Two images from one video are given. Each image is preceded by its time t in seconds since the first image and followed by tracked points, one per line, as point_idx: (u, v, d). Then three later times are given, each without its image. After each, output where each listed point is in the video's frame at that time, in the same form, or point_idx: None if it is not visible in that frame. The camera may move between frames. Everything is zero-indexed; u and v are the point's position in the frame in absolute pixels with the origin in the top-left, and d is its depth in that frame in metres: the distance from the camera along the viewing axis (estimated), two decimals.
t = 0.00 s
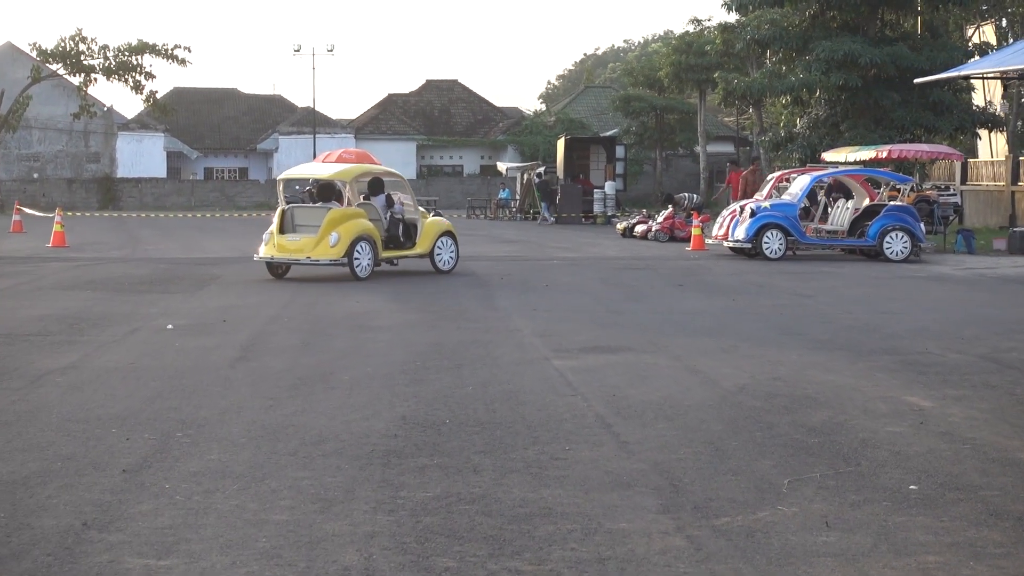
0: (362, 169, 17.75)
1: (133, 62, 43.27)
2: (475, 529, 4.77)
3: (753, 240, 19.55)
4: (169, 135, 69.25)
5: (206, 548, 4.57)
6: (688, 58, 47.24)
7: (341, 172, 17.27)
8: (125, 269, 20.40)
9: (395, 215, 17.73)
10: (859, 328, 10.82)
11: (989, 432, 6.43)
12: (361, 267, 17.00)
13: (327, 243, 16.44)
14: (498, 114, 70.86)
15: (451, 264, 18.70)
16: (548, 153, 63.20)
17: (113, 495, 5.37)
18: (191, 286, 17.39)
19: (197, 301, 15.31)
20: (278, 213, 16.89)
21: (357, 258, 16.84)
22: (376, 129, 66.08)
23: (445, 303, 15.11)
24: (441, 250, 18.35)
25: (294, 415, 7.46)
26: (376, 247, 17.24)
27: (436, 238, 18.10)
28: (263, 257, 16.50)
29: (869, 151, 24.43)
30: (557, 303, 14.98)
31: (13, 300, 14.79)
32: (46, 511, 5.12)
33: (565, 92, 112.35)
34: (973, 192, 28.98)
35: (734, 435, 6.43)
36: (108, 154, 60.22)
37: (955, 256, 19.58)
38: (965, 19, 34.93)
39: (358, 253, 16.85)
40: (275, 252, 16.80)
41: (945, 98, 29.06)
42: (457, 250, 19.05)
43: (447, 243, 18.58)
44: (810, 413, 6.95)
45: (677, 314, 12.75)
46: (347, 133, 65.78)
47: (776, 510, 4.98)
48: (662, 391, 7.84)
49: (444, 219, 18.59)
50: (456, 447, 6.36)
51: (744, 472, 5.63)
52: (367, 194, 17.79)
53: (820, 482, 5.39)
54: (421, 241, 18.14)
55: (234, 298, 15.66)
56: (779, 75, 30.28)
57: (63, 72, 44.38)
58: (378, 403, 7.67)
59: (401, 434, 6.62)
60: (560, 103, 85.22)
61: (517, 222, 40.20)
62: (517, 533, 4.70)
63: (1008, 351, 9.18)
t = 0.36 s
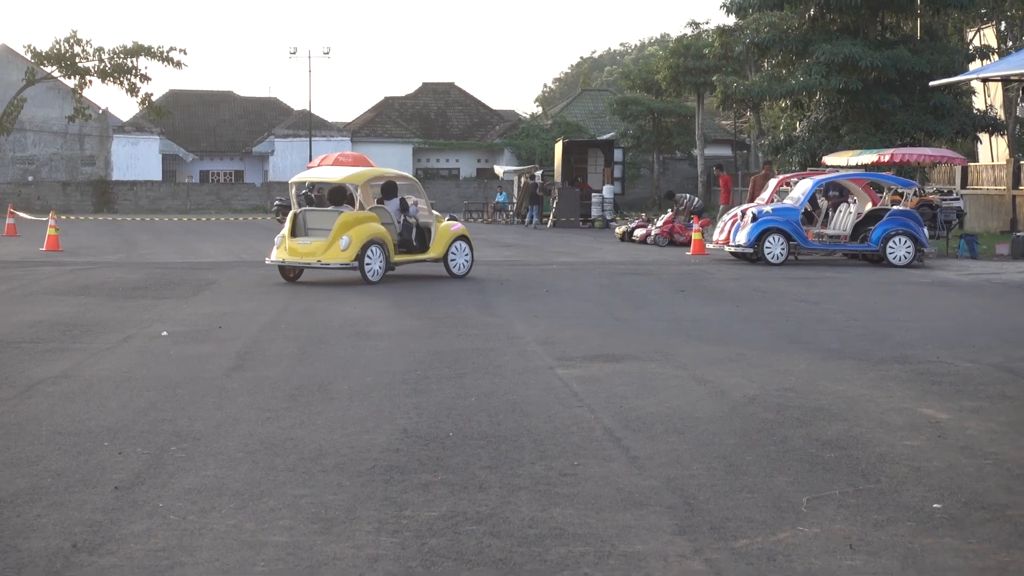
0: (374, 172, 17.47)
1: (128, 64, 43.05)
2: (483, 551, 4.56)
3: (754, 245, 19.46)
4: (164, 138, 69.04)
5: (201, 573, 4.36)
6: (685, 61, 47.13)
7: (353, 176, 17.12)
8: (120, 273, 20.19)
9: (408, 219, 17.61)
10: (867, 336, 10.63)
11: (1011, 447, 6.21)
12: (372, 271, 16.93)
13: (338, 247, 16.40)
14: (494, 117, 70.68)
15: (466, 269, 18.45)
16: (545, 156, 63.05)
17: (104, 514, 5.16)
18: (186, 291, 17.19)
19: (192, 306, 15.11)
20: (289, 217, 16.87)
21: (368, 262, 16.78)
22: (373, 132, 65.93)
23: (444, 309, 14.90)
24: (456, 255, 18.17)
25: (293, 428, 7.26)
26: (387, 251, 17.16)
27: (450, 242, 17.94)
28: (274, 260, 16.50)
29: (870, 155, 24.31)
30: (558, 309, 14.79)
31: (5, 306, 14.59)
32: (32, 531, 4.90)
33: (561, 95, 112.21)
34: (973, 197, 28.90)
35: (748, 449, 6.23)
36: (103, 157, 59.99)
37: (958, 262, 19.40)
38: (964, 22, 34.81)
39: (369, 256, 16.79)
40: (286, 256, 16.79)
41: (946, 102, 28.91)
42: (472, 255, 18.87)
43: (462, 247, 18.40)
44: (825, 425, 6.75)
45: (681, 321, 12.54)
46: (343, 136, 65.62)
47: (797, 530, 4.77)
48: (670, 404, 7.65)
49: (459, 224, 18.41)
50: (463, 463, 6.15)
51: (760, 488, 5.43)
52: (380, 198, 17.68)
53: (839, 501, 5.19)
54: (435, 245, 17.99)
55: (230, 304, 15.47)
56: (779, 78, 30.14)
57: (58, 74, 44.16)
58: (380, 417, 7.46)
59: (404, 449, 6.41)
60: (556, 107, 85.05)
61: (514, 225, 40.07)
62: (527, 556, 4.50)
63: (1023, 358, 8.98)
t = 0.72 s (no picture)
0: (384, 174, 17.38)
1: (121, 67, 42.80)
2: (485, 570, 4.37)
3: (753, 249, 19.37)
4: (157, 141, 68.77)
5: None
6: (680, 63, 46.99)
7: (362, 179, 17.14)
8: (112, 277, 19.98)
9: (419, 223, 17.58)
10: (871, 342, 10.45)
11: None
12: (380, 274, 16.89)
13: (346, 250, 16.38)
14: (489, 120, 70.51)
15: (478, 273, 18.32)
16: (539, 159, 62.87)
17: (90, 530, 4.97)
18: (179, 295, 17.00)
19: (185, 311, 14.91)
20: (299, 219, 16.87)
21: (376, 265, 16.75)
22: (367, 135, 65.71)
23: (440, 314, 14.72)
24: (467, 258, 18.07)
25: (288, 443, 7.07)
26: (397, 254, 17.11)
27: (462, 246, 17.86)
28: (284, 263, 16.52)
29: (869, 158, 24.18)
30: (555, 314, 14.60)
31: None
32: (13, 549, 4.71)
33: (555, 98, 112.07)
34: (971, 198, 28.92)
35: (756, 460, 6.05)
36: (96, 160, 59.75)
37: (959, 265, 19.25)
38: (961, 24, 34.72)
39: (378, 260, 16.75)
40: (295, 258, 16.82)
41: (944, 105, 28.80)
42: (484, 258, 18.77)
43: (474, 251, 18.27)
44: (835, 435, 6.56)
45: (680, 326, 12.36)
46: (337, 139, 65.43)
47: (810, 546, 4.59)
48: (673, 413, 7.47)
49: (471, 227, 18.33)
50: (463, 476, 5.98)
51: (770, 502, 5.24)
52: (390, 201, 17.63)
53: (853, 515, 5.01)
54: (446, 249, 17.92)
55: (223, 308, 15.28)
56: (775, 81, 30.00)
57: (51, 77, 43.88)
58: (377, 429, 7.29)
59: (402, 463, 6.23)
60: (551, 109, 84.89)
61: (510, 229, 39.89)
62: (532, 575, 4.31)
63: None
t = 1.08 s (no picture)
0: (392, 178, 17.34)
1: (113, 70, 42.56)
2: None
3: (749, 253, 19.23)
4: (150, 144, 68.49)
5: None
6: (675, 66, 46.85)
7: (370, 182, 17.07)
8: (102, 282, 19.77)
9: (428, 227, 17.54)
10: (873, 348, 10.29)
11: None
12: (388, 278, 16.88)
13: (353, 254, 16.40)
14: (483, 123, 70.40)
15: (489, 278, 18.39)
16: (534, 163, 62.71)
17: (70, 550, 4.77)
18: (169, 301, 16.81)
19: (175, 317, 14.72)
20: (308, 223, 16.92)
21: (384, 269, 16.74)
22: (360, 139, 65.48)
23: (434, 320, 14.54)
24: (477, 263, 18.04)
25: (278, 458, 6.89)
26: (406, 258, 17.09)
27: (472, 250, 17.85)
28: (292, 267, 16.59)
29: (866, 162, 24.03)
30: (551, 320, 14.43)
31: None
32: None
33: (549, 101, 112.03)
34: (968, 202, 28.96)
35: (760, 474, 5.88)
36: (89, 163, 59.49)
37: (956, 270, 19.12)
38: (957, 27, 34.66)
39: (385, 264, 16.74)
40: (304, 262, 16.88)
41: (940, 108, 28.70)
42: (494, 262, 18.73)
43: (485, 255, 18.26)
44: (841, 447, 6.39)
45: (678, 334, 12.20)
46: (330, 143, 65.19)
47: (821, 568, 4.40)
48: (674, 425, 7.29)
49: (481, 231, 18.29)
50: (458, 491, 5.82)
51: (777, 520, 5.06)
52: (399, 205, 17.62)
53: (864, 533, 4.82)
54: (456, 253, 17.89)
55: (215, 314, 15.09)
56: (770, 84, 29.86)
57: (43, 80, 43.62)
58: (370, 444, 7.12)
59: (396, 480, 6.05)
60: (545, 113, 84.82)
61: (504, 233, 39.73)
62: None
63: None
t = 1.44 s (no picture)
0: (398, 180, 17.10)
1: (102, 72, 42.28)
2: None
3: (744, 256, 19.31)
4: (139, 147, 68.17)
5: None
6: (666, 69, 46.75)
7: (375, 185, 16.73)
8: (90, 285, 19.55)
9: (435, 229, 17.48)
10: (873, 352, 10.13)
11: None
12: (394, 280, 16.88)
13: (358, 255, 16.42)
14: (474, 126, 70.24)
15: (497, 280, 18.28)
16: (525, 166, 62.58)
17: (48, 564, 4.59)
18: (158, 304, 16.62)
19: (164, 320, 14.55)
20: (314, 225, 16.95)
21: (389, 271, 16.74)
22: (350, 142, 65.28)
23: (426, 323, 14.38)
24: (485, 265, 18.00)
25: (266, 466, 6.72)
26: (412, 261, 17.08)
27: (480, 253, 17.80)
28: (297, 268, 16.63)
29: (860, 164, 23.96)
30: (545, 323, 14.28)
31: None
32: None
33: (539, 104, 111.88)
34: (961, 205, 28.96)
35: (764, 483, 5.71)
36: (78, 166, 59.20)
37: (951, 273, 19.03)
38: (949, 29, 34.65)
39: (390, 265, 16.74)
40: (309, 263, 16.91)
41: (934, 110, 28.67)
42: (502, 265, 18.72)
43: (493, 258, 18.22)
44: (845, 454, 6.22)
45: (673, 339, 12.06)
46: (320, 145, 64.97)
47: None
48: (673, 432, 7.15)
49: (490, 234, 18.27)
50: (453, 502, 5.65)
51: (782, 531, 4.90)
52: (407, 207, 17.57)
53: (874, 545, 4.66)
54: (464, 255, 17.85)
55: (203, 317, 14.92)
56: (763, 86, 29.79)
57: (31, 82, 43.32)
58: (362, 454, 6.97)
59: (388, 493, 5.89)
60: (535, 116, 84.68)
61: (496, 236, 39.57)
62: None
63: None
